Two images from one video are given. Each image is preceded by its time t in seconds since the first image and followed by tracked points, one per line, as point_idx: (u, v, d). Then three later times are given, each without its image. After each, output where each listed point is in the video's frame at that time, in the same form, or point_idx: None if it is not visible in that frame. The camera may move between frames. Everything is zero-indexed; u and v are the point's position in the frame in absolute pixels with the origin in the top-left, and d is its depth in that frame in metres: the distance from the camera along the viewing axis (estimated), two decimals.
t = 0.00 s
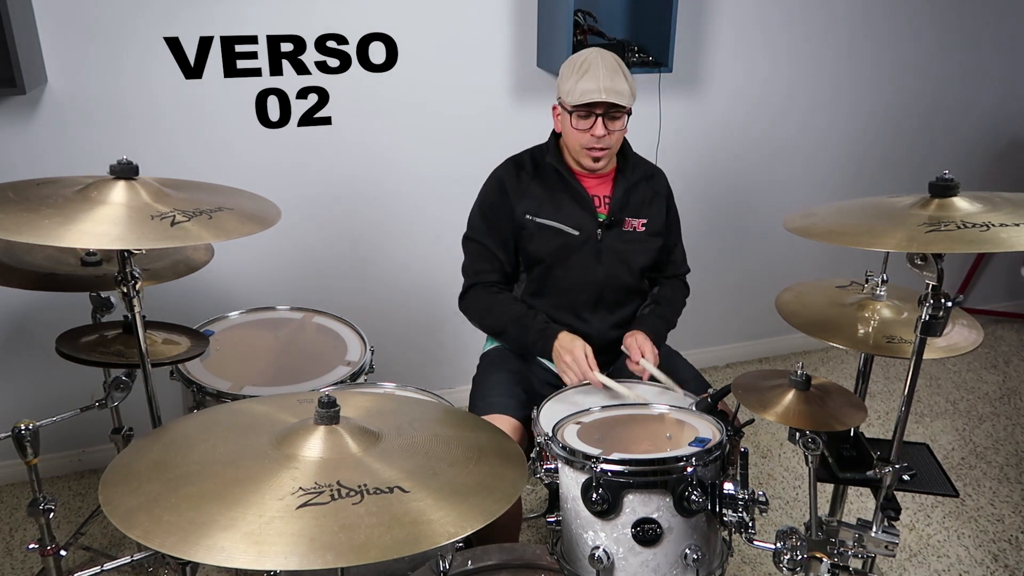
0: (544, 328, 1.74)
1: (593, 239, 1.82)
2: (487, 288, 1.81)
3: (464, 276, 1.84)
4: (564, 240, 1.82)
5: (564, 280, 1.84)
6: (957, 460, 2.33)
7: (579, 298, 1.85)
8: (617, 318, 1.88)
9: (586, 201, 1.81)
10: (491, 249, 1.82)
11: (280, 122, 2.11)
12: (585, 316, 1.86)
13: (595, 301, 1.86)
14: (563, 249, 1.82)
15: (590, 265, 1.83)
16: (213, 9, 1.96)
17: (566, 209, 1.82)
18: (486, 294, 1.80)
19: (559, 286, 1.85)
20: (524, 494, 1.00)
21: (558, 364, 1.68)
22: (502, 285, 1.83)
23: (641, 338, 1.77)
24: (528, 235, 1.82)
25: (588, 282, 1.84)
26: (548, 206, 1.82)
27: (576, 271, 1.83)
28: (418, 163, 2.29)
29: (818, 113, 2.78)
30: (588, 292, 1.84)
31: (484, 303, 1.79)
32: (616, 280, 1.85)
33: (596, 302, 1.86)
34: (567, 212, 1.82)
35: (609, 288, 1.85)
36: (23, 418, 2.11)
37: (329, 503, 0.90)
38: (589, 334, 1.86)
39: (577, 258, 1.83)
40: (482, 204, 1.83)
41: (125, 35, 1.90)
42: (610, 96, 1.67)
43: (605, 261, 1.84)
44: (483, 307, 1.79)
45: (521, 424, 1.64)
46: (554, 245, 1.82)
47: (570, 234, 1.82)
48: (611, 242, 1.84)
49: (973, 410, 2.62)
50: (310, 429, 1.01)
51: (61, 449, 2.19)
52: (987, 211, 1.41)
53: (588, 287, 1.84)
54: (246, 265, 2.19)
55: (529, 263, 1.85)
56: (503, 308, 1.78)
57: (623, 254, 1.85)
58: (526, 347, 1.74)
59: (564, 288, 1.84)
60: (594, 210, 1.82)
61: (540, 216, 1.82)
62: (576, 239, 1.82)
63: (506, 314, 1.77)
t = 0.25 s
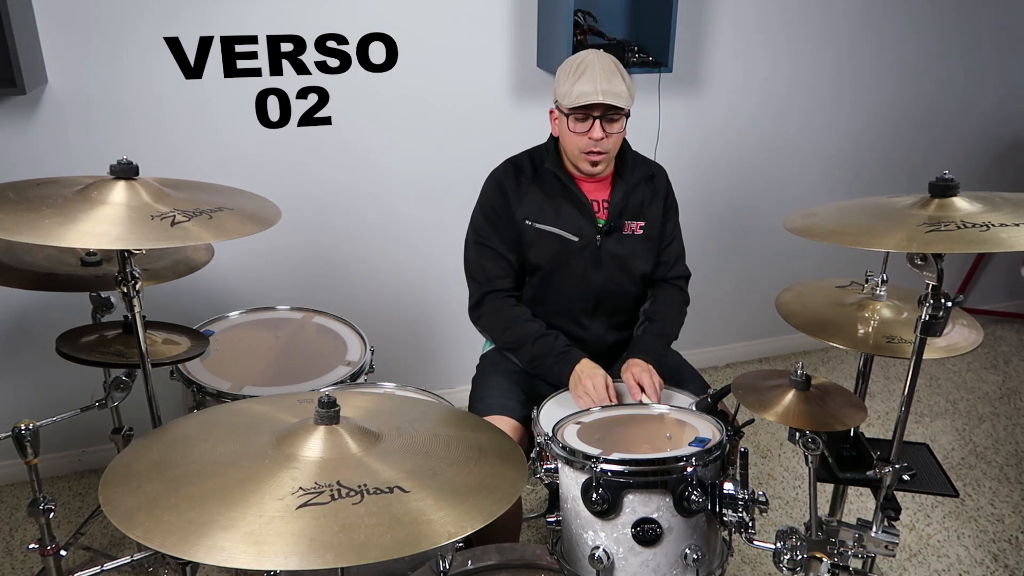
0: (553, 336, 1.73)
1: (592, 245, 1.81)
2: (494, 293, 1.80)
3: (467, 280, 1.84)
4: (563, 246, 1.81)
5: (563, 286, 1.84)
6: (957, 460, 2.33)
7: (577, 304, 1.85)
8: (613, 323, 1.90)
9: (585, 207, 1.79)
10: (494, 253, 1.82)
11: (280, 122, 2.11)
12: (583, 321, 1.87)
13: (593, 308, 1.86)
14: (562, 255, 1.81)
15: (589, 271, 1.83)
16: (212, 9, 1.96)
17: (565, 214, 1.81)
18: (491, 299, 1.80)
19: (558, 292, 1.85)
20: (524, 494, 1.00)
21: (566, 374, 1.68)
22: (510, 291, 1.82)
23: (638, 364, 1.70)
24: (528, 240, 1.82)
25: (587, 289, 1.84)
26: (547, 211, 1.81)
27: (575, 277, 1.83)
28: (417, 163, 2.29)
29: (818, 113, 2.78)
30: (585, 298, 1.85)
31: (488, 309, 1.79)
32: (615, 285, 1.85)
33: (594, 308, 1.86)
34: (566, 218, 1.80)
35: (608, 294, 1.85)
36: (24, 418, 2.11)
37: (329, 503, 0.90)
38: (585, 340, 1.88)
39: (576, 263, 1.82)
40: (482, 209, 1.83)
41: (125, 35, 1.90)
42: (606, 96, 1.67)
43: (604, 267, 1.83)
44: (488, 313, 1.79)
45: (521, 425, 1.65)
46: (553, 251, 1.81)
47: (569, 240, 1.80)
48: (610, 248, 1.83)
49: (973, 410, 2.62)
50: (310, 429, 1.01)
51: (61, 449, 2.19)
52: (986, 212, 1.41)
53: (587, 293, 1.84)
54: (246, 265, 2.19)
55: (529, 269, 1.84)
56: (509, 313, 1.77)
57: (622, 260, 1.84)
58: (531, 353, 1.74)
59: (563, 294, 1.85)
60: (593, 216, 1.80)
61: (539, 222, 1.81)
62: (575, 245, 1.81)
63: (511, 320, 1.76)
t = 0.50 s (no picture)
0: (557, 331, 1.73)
1: (590, 244, 1.81)
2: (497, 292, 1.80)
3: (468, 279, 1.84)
4: (561, 245, 1.81)
5: (562, 286, 1.84)
6: (957, 460, 2.33)
7: (576, 303, 1.86)
8: (614, 322, 1.90)
9: (582, 205, 1.79)
10: (494, 252, 1.82)
11: (280, 122, 2.11)
12: (582, 321, 1.88)
13: (592, 306, 1.87)
14: (560, 254, 1.82)
15: (588, 270, 1.83)
16: (212, 9, 1.96)
17: (563, 213, 1.81)
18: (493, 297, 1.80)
19: (558, 291, 1.85)
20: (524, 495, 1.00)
21: (570, 370, 1.68)
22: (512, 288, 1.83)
23: (633, 368, 1.67)
24: (526, 239, 1.82)
25: (586, 288, 1.84)
26: (545, 210, 1.81)
27: (574, 276, 1.83)
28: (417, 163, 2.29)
29: (818, 113, 2.78)
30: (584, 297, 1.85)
31: (490, 307, 1.80)
32: (615, 285, 1.85)
33: (594, 307, 1.87)
34: (564, 216, 1.80)
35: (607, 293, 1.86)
36: (23, 418, 2.11)
37: (329, 503, 0.90)
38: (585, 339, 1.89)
39: (574, 262, 1.82)
40: (480, 209, 1.83)
41: (125, 35, 1.90)
42: (602, 93, 1.67)
43: (602, 266, 1.83)
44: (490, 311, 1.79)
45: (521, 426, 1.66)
46: (551, 249, 1.81)
47: (567, 239, 1.80)
48: (608, 247, 1.82)
49: (973, 410, 2.62)
50: (310, 429, 1.01)
51: (61, 449, 2.19)
52: (986, 211, 1.41)
53: (586, 293, 1.85)
54: (246, 265, 2.19)
55: (528, 268, 1.85)
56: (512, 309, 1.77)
57: (621, 259, 1.84)
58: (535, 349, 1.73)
59: (562, 293, 1.85)
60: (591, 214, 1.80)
61: (537, 221, 1.81)
62: (573, 244, 1.81)
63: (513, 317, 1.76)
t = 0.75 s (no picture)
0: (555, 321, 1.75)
1: (586, 232, 1.82)
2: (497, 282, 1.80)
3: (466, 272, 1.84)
4: (557, 233, 1.82)
5: (559, 274, 1.84)
6: (957, 460, 2.33)
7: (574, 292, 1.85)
8: (612, 311, 1.89)
9: (578, 192, 1.81)
10: (491, 241, 1.83)
11: (280, 122, 2.11)
12: (581, 310, 1.87)
13: (590, 296, 1.86)
14: (557, 241, 1.82)
15: (585, 258, 1.83)
16: (212, 9, 1.96)
17: (560, 201, 1.82)
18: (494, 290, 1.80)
19: (555, 280, 1.85)
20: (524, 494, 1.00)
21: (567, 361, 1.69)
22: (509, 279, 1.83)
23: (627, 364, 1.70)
24: (523, 228, 1.82)
25: (584, 276, 1.84)
26: (541, 198, 1.82)
27: (571, 264, 1.83)
28: (417, 163, 2.29)
29: (818, 112, 2.78)
30: (582, 286, 1.85)
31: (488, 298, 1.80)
32: (612, 274, 1.85)
33: (592, 296, 1.86)
34: (561, 204, 1.82)
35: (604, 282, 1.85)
36: (23, 418, 2.11)
37: (329, 503, 0.90)
38: (583, 328, 1.88)
39: (571, 250, 1.83)
40: (478, 198, 1.84)
41: (125, 35, 1.90)
42: (590, 73, 1.71)
43: (599, 254, 1.83)
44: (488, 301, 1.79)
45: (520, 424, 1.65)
46: (548, 238, 1.82)
47: (564, 226, 1.82)
48: (605, 234, 1.83)
49: (973, 410, 2.62)
50: (310, 429, 1.01)
51: (61, 449, 2.19)
52: (986, 212, 1.41)
53: (583, 281, 1.84)
54: (246, 265, 2.19)
55: (525, 257, 1.85)
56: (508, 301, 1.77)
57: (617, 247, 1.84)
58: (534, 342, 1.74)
59: (559, 282, 1.85)
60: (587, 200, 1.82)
61: (534, 209, 1.82)
62: (570, 232, 1.82)
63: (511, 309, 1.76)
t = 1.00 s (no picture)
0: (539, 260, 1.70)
1: (580, 224, 1.82)
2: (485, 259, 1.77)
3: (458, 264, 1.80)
4: (552, 225, 1.82)
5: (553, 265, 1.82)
6: (957, 460, 2.33)
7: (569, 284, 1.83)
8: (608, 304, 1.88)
9: (573, 185, 1.82)
10: (483, 231, 1.82)
11: (280, 122, 2.11)
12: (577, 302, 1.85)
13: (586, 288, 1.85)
14: (551, 232, 1.82)
15: (579, 250, 1.82)
16: (212, 10, 1.96)
17: (554, 194, 1.83)
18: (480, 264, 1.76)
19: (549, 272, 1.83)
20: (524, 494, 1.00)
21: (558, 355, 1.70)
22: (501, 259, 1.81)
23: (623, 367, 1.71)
24: (518, 220, 1.82)
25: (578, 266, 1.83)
26: (536, 191, 1.83)
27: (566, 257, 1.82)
28: (417, 164, 2.29)
29: (818, 112, 2.78)
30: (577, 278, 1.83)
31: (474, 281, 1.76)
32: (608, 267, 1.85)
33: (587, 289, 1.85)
34: (555, 197, 1.83)
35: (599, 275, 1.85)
36: (23, 419, 2.11)
37: (329, 503, 0.90)
38: (580, 322, 1.85)
39: (566, 242, 1.82)
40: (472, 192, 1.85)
41: (125, 35, 1.90)
42: (584, 67, 1.74)
43: (593, 247, 1.83)
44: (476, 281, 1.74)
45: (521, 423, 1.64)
46: (542, 230, 1.82)
47: (558, 218, 1.82)
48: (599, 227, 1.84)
49: (973, 410, 2.62)
50: (310, 429, 1.01)
51: (61, 449, 2.19)
52: (986, 212, 1.41)
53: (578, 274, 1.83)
54: (246, 265, 2.19)
55: (519, 249, 1.84)
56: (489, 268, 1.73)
57: (612, 241, 1.85)
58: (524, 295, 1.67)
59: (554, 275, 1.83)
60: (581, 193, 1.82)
61: (528, 201, 1.82)
62: (565, 224, 1.82)
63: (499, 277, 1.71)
